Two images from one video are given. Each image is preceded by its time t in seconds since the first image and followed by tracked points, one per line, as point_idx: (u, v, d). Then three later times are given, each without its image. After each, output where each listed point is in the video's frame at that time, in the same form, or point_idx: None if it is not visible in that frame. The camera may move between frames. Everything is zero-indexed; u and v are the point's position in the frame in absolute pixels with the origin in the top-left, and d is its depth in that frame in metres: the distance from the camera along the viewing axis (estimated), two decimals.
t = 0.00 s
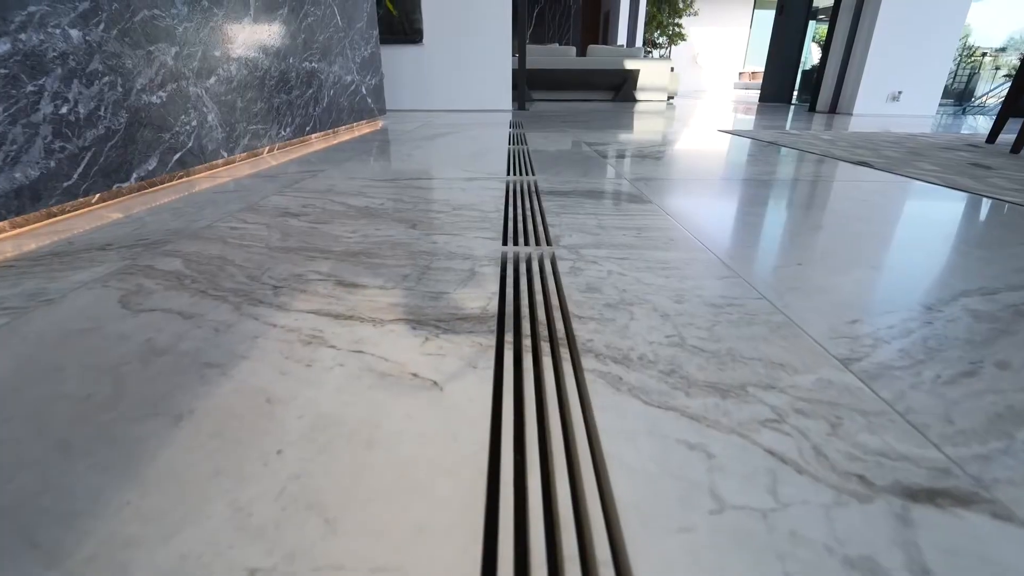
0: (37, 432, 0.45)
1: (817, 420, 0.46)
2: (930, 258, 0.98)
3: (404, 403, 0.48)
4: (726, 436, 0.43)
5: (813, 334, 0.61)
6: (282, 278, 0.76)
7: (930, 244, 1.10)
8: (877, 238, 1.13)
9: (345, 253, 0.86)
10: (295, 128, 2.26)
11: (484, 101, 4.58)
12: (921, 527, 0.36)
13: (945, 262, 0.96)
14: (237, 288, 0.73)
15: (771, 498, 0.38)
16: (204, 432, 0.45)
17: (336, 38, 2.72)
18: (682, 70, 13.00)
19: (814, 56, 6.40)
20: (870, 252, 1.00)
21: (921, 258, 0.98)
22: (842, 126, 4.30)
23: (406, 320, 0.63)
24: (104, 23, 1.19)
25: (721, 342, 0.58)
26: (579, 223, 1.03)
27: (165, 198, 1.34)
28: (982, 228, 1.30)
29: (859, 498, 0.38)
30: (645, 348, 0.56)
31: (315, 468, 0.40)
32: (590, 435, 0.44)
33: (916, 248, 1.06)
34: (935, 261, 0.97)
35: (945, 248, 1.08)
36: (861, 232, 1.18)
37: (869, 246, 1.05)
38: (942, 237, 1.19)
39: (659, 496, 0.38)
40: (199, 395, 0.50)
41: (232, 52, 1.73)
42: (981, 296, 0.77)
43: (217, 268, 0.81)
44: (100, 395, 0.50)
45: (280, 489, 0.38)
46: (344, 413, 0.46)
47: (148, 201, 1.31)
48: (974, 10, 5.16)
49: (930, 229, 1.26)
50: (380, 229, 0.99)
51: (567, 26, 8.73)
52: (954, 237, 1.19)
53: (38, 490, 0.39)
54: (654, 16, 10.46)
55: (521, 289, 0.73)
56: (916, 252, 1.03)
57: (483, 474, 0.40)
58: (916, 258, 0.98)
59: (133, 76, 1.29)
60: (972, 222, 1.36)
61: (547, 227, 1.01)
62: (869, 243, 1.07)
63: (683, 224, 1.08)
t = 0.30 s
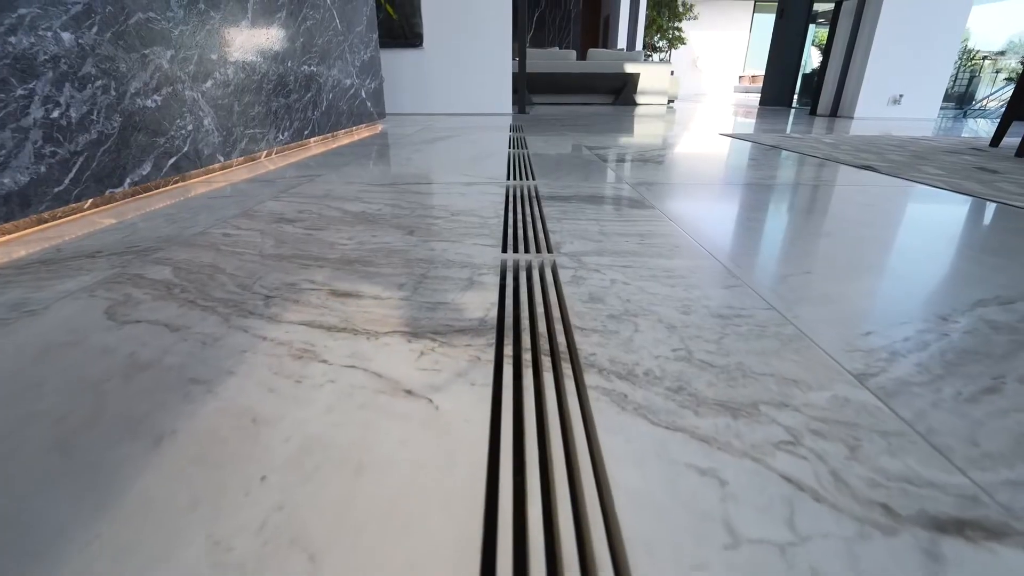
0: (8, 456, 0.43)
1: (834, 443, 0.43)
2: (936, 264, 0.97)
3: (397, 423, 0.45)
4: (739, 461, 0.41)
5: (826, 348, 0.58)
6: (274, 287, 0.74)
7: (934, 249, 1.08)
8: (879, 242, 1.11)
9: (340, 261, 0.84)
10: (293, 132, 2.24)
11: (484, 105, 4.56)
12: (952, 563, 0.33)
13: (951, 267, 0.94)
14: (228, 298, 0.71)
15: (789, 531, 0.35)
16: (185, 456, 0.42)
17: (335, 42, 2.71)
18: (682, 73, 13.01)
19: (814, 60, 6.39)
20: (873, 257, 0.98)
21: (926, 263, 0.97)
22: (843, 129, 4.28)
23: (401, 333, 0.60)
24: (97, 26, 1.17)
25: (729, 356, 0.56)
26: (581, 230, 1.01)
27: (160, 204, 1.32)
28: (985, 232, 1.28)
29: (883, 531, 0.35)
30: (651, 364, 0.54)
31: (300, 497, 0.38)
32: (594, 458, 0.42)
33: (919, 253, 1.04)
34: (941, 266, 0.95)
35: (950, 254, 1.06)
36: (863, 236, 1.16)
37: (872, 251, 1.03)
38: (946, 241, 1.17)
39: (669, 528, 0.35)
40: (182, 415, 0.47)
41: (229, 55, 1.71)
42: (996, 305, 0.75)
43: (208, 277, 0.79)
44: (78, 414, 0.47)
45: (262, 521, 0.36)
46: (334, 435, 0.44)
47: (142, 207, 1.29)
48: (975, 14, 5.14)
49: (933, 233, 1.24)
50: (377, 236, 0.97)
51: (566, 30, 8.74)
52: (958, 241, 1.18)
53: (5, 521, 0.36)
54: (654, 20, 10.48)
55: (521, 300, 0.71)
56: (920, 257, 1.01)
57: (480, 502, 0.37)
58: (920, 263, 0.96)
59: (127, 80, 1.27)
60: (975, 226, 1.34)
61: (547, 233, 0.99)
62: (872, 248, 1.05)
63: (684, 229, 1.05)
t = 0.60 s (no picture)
0: None
1: (853, 468, 0.41)
2: (941, 269, 0.95)
3: (390, 445, 0.43)
4: (754, 490, 0.38)
5: (840, 364, 0.56)
6: (266, 297, 0.71)
7: (939, 254, 1.06)
8: (882, 247, 1.09)
9: (335, 269, 0.81)
10: (291, 136, 2.22)
11: (484, 108, 4.55)
12: None
13: (957, 273, 0.93)
14: (217, 309, 0.68)
15: (810, 569, 0.32)
16: (165, 482, 0.40)
17: (334, 45, 2.69)
18: (683, 77, 13.03)
19: (814, 64, 6.39)
20: (878, 262, 0.96)
21: (930, 268, 0.95)
22: (845, 133, 4.26)
23: (396, 346, 0.58)
24: (90, 29, 1.15)
25: (739, 372, 0.53)
26: (582, 236, 0.99)
27: (154, 209, 1.30)
28: (988, 236, 1.27)
29: (911, 569, 0.33)
30: (657, 380, 0.51)
31: (284, 529, 0.35)
32: (599, 485, 0.39)
33: (923, 258, 1.02)
34: (946, 271, 0.93)
35: (954, 258, 1.04)
36: (865, 241, 1.14)
37: (876, 256, 1.01)
38: (950, 245, 1.15)
39: (680, 566, 0.33)
40: (163, 436, 0.45)
41: (226, 58, 1.69)
42: (1012, 315, 0.72)
43: (198, 286, 0.76)
44: (54, 436, 0.45)
45: (242, 557, 0.33)
46: (322, 458, 0.41)
47: (136, 212, 1.26)
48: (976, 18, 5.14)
49: (936, 237, 1.22)
50: (374, 242, 0.94)
51: (567, 34, 8.74)
52: (962, 245, 1.16)
53: None
54: (654, 23, 10.49)
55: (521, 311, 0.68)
56: (924, 262, 0.99)
57: (477, 535, 0.35)
58: (926, 268, 0.94)
59: (121, 84, 1.25)
60: (978, 230, 1.32)
61: (548, 240, 0.96)
62: (875, 253, 1.03)
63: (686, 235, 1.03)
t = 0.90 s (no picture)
0: None
1: (876, 498, 0.38)
2: (945, 274, 0.93)
3: (381, 471, 0.40)
4: (772, 523, 0.36)
5: (856, 380, 0.53)
6: (256, 308, 0.69)
7: (942, 259, 1.04)
8: (884, 252, 1.07)
9: (328, 278, 0.79)
10: (289, 139, 2.20)
11: (484, 112, 4.54)
12: None
13: (963, 279, 0.91)
14: (205, 321, 0.66)
15: None
16: (140, 514, 0.37)
17: (333, 48, 2.68)
18: (682, 80, 13.04)
19: (814, 68, 6.39)
20: (881, 268, 0.94)
21: (934, 273, 0.93)
22: (846, 137, 4.24)
23: (390, 361, 0.55)
24: (82, 32, 1.13)
25: (750, 389, 0.51)
26: (583, 243, 0.96)
27: (147, 214, 1.28)
28: (992, 240, 1.25)
29: None
30: (664, 399, 0.49)
31: (264, 567, 0.33)
32: (604, 517, 0.36)
33: (928, 263, 1.00)
34: (952, 278, 0.91)
35: (958, 263, 1.02)
36: (867, 246, 1.12)
37: (879, 262, 0.98)
38: (953, 250, 1.13)
39: None
40: (141, 461, 0.42)
41: (222, 61, 1.67)
42: None
43: (187, 296, 0.74)
44: (25, 461, 0.42)
45: None
46: (308, 487, 0.39)
47: (129, 218, 1.24)
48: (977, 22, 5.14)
49: (937, 241, 1.21)
50: (370, 250, 0.92)
51: (567, 38, 8.74)
52: (964, 250, 1.14)
53: None
54: (654, 27, 10.51)
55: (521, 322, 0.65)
56: (926, 267, 0.97)
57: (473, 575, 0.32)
58: (930, 274, 0.92)
59: (114, 87, 1.23)
60: (981, 234, 1.30)
61: (549, 247, 0.94)
62: (878, 258, 1.01)
63: (687, 241, 1.01)
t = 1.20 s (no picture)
0: None
1: (902, 531, 0.36)
2: (952, 281, 0.91)
3: (370, 500, 0.38)
4: (791, 561, 0.33)
5: (873, 399, 0.51)
6: (246, 320, 0.66)
7: (946, 265, 1.02)
8: (887, 258, 1.05)
9: (322, 287, 0.76)
10: (288, 143, 2.18)
11: (484, 114, 4.52)
12: None
13: (970, 286, 0.88)
14: (192, 334, 0.63)
15: None
16: (110, 550, 0.34)
17: (332, 52, 2.66)
18: (682, 83, 13.05)
19: (815, 72, 6.39)
20: (886, 275, 0.92)
21: (940, 280, 0.91)
22: (848, 140, 4.22)
23: (383, 377, 0.53)
24: (74, 34, 1.10)
25: (763, 409, 0.48)
26: (585, 250, 0.94)
27: (141, 220, 1.25)
28: (997, 245, 1.23)
29: None
30: (672, 419, 0.46)
31: None
32: (610, 553, 0.34)
33: (933, 270, 0.98)
34: (959, 285, 0.89)
35: (962, 269, 1.00)
36: (870, 251, 1.10)
37: (884, 268, 0.96)
38: (957, 256, 1.11)
39: None
40: (116, 489, 0.40)
41: (219, 65, 1.65)
42: None
43: (175, 306, 0.71)
44: None
45: None
46: (293, 519, 0.36)
47: (122, 223, 1.22)
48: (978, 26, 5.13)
49: (940, 246, 1.19)
50: (365, 258, 0.90)
51: (567, 42, 8.73)
52: (968, 255, 1.12)
53: None
54: (654, 31, 10.54)
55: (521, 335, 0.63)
56: (931, 274, 0.95)
57: None
58: (937, 282, 0.90)
59: (107, 90, 1.20)
60: (985, 239, 1.28)
61: (549, 255, 0.91)
62: (882, 265, 0.99)
63: (689, 248, 0.98)
